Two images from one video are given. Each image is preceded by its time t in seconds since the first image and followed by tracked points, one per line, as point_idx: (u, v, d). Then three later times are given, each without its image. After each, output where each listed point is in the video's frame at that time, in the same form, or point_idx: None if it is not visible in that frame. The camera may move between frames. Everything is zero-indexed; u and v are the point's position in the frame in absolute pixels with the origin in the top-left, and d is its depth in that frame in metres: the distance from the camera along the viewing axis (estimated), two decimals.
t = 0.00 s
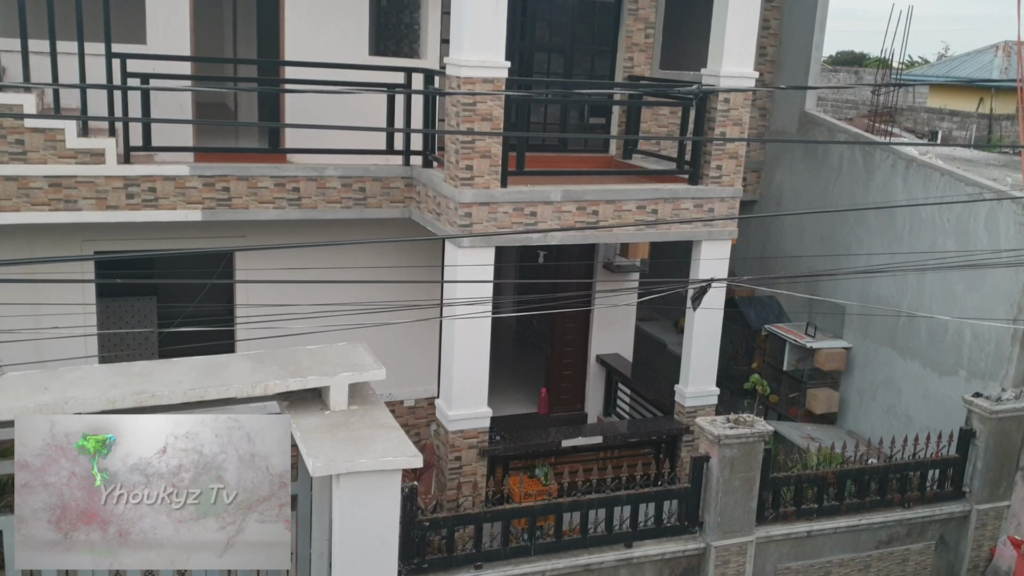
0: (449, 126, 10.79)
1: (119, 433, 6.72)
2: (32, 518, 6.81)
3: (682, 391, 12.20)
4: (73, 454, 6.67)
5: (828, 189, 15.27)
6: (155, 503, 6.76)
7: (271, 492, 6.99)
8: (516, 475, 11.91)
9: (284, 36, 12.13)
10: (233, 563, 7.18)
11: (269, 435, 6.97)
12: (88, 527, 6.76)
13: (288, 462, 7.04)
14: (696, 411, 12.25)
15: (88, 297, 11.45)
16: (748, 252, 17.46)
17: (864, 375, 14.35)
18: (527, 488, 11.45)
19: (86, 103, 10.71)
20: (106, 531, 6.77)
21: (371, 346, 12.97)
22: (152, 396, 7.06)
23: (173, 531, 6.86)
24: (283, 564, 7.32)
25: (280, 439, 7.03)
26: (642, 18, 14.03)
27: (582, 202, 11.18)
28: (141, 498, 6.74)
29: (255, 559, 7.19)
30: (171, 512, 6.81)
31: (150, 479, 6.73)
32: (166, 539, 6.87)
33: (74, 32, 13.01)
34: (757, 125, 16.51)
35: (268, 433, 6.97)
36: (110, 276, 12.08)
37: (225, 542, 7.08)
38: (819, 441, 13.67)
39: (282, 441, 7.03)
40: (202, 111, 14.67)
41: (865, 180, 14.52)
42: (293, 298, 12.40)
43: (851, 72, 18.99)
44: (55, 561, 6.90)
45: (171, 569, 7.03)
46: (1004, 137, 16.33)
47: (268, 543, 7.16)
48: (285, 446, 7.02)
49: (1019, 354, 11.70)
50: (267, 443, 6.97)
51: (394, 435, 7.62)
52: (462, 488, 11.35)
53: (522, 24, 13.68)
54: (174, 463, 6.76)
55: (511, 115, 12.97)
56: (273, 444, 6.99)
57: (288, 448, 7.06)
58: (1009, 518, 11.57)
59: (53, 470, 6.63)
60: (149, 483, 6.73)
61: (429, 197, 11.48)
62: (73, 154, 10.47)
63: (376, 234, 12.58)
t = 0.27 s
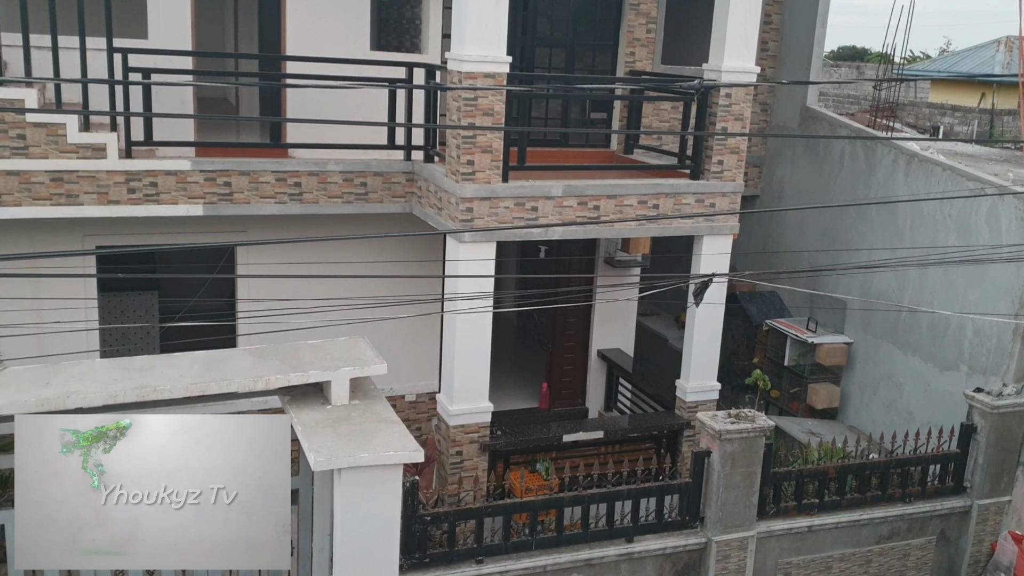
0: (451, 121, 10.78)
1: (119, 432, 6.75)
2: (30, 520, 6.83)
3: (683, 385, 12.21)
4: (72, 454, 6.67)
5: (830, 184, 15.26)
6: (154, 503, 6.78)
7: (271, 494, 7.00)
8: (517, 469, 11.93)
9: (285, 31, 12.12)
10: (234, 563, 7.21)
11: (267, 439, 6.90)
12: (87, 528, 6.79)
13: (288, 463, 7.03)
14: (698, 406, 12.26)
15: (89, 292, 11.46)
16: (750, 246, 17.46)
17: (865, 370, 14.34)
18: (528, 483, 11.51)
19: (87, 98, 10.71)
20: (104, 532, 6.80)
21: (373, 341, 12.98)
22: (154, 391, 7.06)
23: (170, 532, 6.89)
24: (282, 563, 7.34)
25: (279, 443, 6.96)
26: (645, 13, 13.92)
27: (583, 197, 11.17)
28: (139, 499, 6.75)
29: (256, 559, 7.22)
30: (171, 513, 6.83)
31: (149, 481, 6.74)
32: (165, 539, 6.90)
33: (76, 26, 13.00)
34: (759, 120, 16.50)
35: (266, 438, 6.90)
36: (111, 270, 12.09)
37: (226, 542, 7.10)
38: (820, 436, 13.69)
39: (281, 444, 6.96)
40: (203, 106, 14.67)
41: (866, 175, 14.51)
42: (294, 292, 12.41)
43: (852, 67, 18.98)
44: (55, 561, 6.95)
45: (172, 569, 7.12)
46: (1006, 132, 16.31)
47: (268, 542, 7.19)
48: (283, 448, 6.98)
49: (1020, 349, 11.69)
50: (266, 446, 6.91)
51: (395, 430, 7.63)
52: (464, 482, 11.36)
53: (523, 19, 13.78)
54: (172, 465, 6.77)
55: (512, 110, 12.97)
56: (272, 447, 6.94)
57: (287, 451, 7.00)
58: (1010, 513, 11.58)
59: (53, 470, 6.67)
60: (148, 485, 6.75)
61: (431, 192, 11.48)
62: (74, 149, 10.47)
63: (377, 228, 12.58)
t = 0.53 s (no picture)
0: (453, 117, 10.79)
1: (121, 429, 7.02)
2: (32, 517, 6.99)
3: (684, 382, 12.22)
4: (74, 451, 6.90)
5: (832, 181, 15.26)
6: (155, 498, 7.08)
7: (271, 492, 7.15)
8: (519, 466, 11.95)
9: (287, 26, 12.11)
10: (233, 563, 7.32)
11: (269, 437, 7.06)
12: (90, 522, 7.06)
13: (288, 463, 7.21)
14: (699, 403, 12.26)
15: (92, 287, 11.47)
16: (752, 243, 17.46)
17: (867, 367, 14.34)
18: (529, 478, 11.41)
19: (89, 94, 10.72)
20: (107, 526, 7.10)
21: (375, 336, 13.00)
22: (157, 386, 7.06)
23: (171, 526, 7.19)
24: (283, 564, 7.39)
25: (280, 440, 7.12)
26: (648, 9, 13.90)
27: (585, 194, 11.17)
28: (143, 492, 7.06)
29: (255, 560, 7.31)
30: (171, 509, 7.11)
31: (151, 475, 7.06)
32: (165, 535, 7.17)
33: (78, 22, 13.00)
34: (761, 117, 16.49)
35: (269, 435, 7.07)
36: (114, 266, 12.11)
37: (226, 541, 7.28)
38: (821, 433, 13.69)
39: (282, 442, 7.12)
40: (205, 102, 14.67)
41: (868, 172, 14.50)
42: (296, 288, 12.42)
43: (854, 64, 18.95)
44: (55, 561, 7.09)
45: (175, 569, 7.28)
46: (1008, 129, 16.29)
47: (268, 542, 7.28)
48: (284, 448, 7.13)
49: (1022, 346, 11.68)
50: (269, 444, 7.08)
51: (397, 426, 7.64)
52: (465, 478, 11.37)
53: (525, 15, 13.69)
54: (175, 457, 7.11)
55: (514, 106, 12.96)
56: (274, 445, 7.10)
57: (289, 449, 7.15)
58: (1012, 511, 11.57)
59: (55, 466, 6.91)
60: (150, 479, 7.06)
61: (433, 188, 11.48)
62: (77, 145, 10.48)
63: (379, 224, 12.59)
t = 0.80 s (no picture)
0: (461, 115, 10.80)
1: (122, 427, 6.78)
2: (32, 518, 6.71)
3: (692, 381, 12.21)
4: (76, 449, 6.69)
5: (841, 179, 15.22)
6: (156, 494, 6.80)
7: (271, 492, 6.94)
8: (526, 464, 11.95)
9: (296, 25, 12.15)
10: (234, 563, 7.03)
11: (268, 438, 6.85)
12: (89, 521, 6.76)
13: (288, 462, 7.00)
14: (707, 402, 12.25)
15: (101, 284, 11.52)
16: (760, 242, 17.44)
17: (876, 367, 14.30)
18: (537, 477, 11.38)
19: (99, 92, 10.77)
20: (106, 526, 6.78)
21: (383, 334, 13.02)
22: (165, 383, 7.10)
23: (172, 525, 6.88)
24: (284, 563, 7.12)
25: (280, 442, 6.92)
26: (656, 8, 13.92)
27: (593, 192, 11.16)
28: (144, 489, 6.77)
29: (255, 561, 7.04)
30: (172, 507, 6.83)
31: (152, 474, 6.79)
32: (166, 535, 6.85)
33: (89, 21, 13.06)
34: (770, 115, 16.46)
35: (268, 435, 6.86)
36: (124, 263, 12.17)
37: (226, 542, 6.98)
38: (830, 432, 13.66)
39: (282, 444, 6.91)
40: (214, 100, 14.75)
41: (878, 171, 14.45)
42: (305, 285, 12.45)
43: (863, 62, 18.91)
44: (55, 561, 6.78)
45: (183, 569, 6.98)
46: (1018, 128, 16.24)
47: (269, 543, 7.02)
48: (284, 450, 6.94)
49: None
50: (268, 444, 6.90)
51: (404, 423, 7.65)
52: (473, 476, 11.38)
53: (533, 12, 13.72)
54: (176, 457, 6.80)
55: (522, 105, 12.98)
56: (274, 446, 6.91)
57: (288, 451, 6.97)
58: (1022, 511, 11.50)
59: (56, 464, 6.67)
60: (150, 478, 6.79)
61: (441, 186, 11.48)
62: (87, 143, 10.53)
63: (388, 222, 12.62)
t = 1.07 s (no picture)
0: (472, 113, 10.80)
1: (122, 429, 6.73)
2: (32, 518, 6.71)
3: (703, 379, 12.19)
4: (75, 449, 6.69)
5: (853, 178, 15.17)
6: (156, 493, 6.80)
7: (271, 491, 6.98)
8: (537, 462, 11.95)
9: (308, 23, 12.18)
10: (234, 563, 7.04)
11: (269, 438, 6.90)
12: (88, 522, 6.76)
13: (288, 463, 7.04)
14: (718, 400, 12.22)
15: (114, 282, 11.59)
16: (772, 240, 17.39)
17: (888, 366, 14.25)
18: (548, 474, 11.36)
19: (112, 90, 10.82)
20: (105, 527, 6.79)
21: (394, 332, 13.04)
22: (178, 380, 7.14)
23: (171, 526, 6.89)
24: (284, 563, 7.14)
25: (279, 442, 6.97)
26: (667, 5, 13.89)
27: (604, 190, 11.16)
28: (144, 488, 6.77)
29: (255, 561, 7.06)
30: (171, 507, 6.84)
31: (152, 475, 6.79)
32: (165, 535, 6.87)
33: (102, 19, 13.11)
34: (782, 113, 16.42)
35: (268, 435, 6.92)
36: (137, 260, 12.23)
37: (226, 542, 6.99)
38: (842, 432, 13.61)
39: (282, 444, 6.95)
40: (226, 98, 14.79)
41: (890, 169, 14.40)
42: (316, 283, 12.48)
43: (876, 60, 18.83)
44: (55, 561, 6.80)
45: (184, 569, 6.99)
46: None
47: (269, 543, 7.04)
48: (284, 451, 6.98)
49: None
50: (268, 444, 6.94)
51: (416, 421, 7.65)
52: (484, 474, 11.41)
53: (545, 11, 13.67)
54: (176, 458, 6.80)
55: (533, 103, 12.98)
56: (274, 445, 6.96)
57: (288, 452, 7.00)
58: None
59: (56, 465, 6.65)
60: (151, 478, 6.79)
61: (452, 184, 11.49)
62: (100, 140, 10.57)
63: (399, 220, 12.64)
